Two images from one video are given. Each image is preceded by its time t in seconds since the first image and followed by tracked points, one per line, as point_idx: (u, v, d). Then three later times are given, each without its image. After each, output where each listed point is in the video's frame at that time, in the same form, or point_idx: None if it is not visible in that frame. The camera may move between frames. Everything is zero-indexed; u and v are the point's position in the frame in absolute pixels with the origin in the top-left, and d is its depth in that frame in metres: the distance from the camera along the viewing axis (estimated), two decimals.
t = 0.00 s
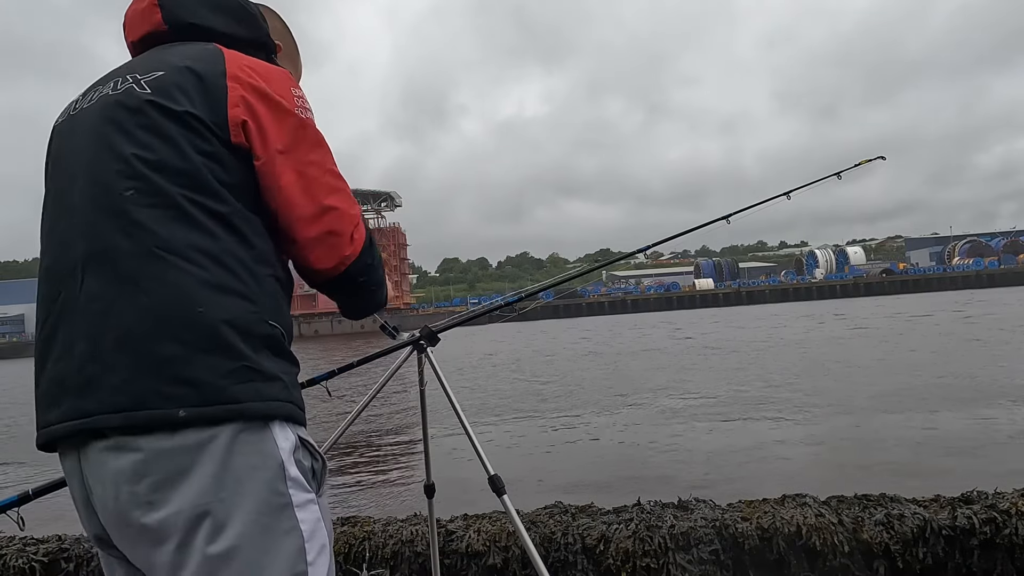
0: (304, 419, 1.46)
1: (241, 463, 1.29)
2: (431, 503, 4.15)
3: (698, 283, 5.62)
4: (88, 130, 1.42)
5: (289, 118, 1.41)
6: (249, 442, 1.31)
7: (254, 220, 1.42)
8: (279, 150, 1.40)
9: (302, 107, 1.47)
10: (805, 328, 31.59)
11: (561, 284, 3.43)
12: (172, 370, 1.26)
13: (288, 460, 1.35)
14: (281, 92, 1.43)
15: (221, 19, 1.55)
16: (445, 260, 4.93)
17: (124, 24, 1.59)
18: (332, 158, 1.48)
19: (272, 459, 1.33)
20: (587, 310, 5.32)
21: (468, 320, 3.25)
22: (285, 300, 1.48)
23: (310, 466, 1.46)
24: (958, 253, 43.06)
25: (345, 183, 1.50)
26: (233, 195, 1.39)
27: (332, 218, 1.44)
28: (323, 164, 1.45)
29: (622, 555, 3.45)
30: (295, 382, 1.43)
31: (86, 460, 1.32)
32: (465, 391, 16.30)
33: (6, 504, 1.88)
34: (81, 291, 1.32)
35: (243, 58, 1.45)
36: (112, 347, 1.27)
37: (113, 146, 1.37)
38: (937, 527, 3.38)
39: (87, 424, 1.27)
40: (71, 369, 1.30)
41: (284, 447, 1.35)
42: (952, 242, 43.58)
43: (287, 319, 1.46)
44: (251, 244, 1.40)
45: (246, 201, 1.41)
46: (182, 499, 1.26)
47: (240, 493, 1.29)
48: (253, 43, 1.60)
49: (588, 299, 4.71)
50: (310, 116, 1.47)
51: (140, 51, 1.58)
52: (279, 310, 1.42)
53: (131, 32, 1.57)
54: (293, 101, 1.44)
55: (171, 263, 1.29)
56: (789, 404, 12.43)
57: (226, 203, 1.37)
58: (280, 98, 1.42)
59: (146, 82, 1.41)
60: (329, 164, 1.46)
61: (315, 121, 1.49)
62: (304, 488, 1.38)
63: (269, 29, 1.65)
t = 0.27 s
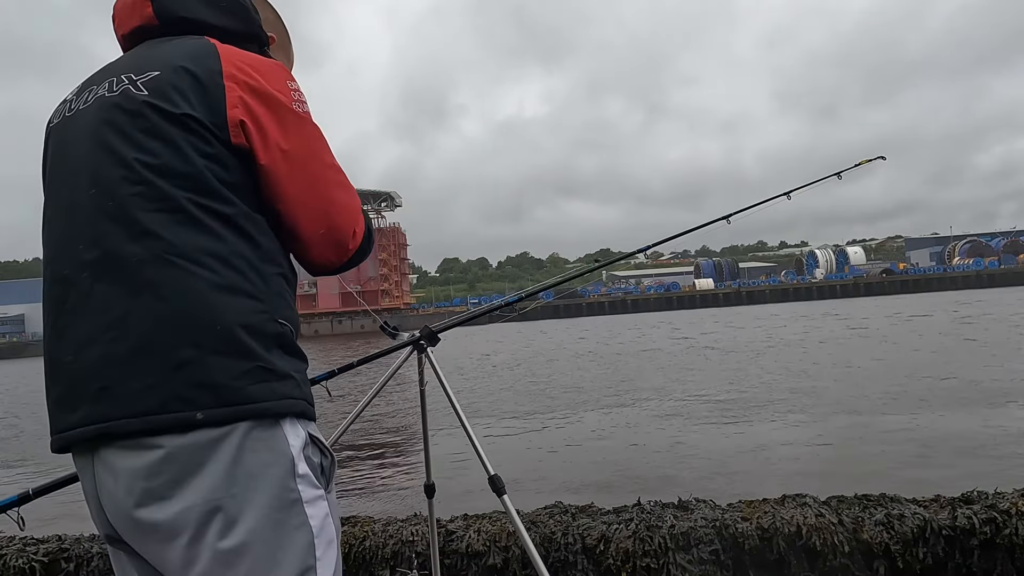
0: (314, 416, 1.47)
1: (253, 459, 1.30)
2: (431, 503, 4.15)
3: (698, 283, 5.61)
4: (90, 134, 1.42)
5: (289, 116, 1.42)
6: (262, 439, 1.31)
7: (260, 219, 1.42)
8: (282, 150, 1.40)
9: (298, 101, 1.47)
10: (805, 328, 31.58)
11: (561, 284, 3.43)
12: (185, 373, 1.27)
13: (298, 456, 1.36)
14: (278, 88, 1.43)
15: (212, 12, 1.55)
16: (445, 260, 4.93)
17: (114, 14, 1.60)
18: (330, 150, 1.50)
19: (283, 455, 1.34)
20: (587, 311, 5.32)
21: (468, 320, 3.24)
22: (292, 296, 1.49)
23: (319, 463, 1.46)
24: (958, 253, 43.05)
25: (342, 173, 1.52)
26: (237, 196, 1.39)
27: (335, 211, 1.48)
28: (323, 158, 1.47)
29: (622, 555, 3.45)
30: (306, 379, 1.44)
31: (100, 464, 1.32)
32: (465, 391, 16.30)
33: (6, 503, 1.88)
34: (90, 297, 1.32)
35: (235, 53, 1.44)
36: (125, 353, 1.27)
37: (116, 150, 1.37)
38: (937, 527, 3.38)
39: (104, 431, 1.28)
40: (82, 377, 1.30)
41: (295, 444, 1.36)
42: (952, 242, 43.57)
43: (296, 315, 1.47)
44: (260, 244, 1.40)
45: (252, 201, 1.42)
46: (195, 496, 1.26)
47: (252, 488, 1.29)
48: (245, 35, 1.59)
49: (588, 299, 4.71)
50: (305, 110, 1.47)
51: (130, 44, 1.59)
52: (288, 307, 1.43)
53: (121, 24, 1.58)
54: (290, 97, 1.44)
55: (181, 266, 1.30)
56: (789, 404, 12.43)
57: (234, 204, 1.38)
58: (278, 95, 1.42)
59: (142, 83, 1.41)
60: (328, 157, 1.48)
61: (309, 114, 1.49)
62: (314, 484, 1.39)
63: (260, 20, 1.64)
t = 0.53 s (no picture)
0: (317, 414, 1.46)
1: (255, 459, 1.30)
2: (431, 503, 4.15)
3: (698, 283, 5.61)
4: (88, 136, 1.42)
5: (284, 110, 1.42)
6: (263, 438, 1.31)
7: (259, 217, 1.42)
8: (277, 146, 1.40)
9: (293, 96, 1.47)
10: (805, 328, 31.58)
11: (561, 284, 3.43)
12: (184, 374, 1.27)
13: (300, 455, 1.36)
14: (272, 83, 1.43)
15: (205, 9, 1.54)
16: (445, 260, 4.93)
17: (109, 14, 1.60)
18: (327, 146, 1.50)
19: (286, 455, 1.33)
20: (587, 311, 5.32)
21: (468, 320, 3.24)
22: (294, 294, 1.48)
23: (322, 462, 1.46)
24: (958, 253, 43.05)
25: (340, 168, 1.52)
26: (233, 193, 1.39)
27: (333, 206, 1.48)
28: (320, 153, 1.46)
29: (622, 555, 3.45)
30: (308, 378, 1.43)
31: (105, 466, 1.33)
32: (466, 391, 16.30)
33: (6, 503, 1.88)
34: (90, 300, 1.32)
35: (229, 49, 1.44)
36: (126, 355, 1.27)
37: (113, 151, 1.37)
38: (937, 527, 3.38)
39: (108, 433, 1.28)
40: (84, 379, 1.31)
41: (297, 444, 1.36)
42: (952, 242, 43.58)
43: (298, 313, 1.46)
44: (259, 242, 1.40)
45: (249, 198, 1.41)
46: (198, 497, 1.26)
47: (254, 487, 1.29)
48: (241, 32, 1.58)
49: (588, 299, 4.71)
50: (301, 106, 1.47)
51: (125, 44, 1.59)
52: (289, 305, 1.43)
53: (116, 24, 1.58)
54: (285, 91, 1.44)
55: (181, 267, 1.29)
56: (789, 404, 12.43)
57: (232, 202, 1.38)
58: (272, 89, 1.42)
59: (136, 83, 1.40)
60: (324, 152, 1.48)
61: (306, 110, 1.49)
62: (316, 483, 1.39)
63: (255, 16, 1.63)
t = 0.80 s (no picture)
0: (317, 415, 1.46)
1: (254, 460, 1.30)
2: (431, 503, 4.15)
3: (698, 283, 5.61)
4: (88, 135, 1.42)
5: (283, 109, 1.42)
6: (263, 438, 1.31)
7: (258, 217, 1.42)
8: (276, 145, 1.40)
9: (294, 95, 1.47)
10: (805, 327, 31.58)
11: (561, 284, 3.43)
12: (183, 374, 1.27)
13: (299, 456, 1.36)
14: (273, 82, 1.43)
15: (209, 10, 1.54)
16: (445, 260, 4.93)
17: (114, 14, 1.60)
18: (327, 147, 1.50)
19: (285, 456, 1.34)
20: (587, 311, 5.33)
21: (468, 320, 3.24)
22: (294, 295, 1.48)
23: (321, 463, 1.46)
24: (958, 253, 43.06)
25: (339, 170, 1.51)
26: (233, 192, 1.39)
27: (331, 207, 1.47)
28: (319, 153, 1.46)
29: (622, 555, 3.46)
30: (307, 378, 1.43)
31: (104, 465, 1.33)
32: (465, 391, 16.31)
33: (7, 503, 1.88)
34: (90, 299, 1.32)
35: (231, 48, 1.44)
36: (125, 354, 1.27)
37: (113, 150, 1.37)
38: (937, 527, 3.38)
39: (106, 432, 1.28)
40: (83, 378, 1.31)
41: (296, 444, 1.36)
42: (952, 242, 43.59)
43: (297, 313, 1.46)
44: (258, 242, 1.40)
45: (249, 198, 1.41)
46: (196, 497, 1.27)
47: (253, 488, 1.29)
48: (245, 32, 1.58)
49: (588, 299, 4.71)
50: (302, 105, 1.48)
51: (131, 44, 1.59)
52: (289, 305, 1.42)
53: (122, 25, 1.58)
54: (285, 91, 1.44)
55: (180, 266, 1.30)
56: (790, 404, 12.43)
57: (231, 202, 1.38)
58: (272, 89, 1.42)
59: (137, 82, 1.41)
60: (324, 153, 1.48)
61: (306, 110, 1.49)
62: (315, 485, 1.39)
63: (260, 16, 1.63)
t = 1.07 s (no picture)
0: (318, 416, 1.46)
1: (256, 460, 1.30)
2: (431, 503, 4.15)
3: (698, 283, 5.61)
4: (91, 134, 1.42)
5: (286, 111, 1.41)
6: (264, 439, 1.31)
7: (260, 217, 1.42)
8: (277, 147, 1.40)
9: (298, 97, 1.47)
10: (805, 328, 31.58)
11: (561, 284, 3.43)
12: (185, 374, 1.27)
13: (301, 457, 1.36)
14: (276, 83, 1.43)
15: (215, 10, 1.54)
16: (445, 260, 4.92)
17: (120, 14, 1.60)
18: (329, 150, 1.50)
19: (286, 457, 1.33)
20: (587, 311, 5.33)
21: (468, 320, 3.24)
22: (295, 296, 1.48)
23: (323, 463, 1.46)
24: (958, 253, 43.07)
25: (340, 175, 1.51)
26: (235, 193, 1.39)
27: (330, 212, 1.47)
28: (321, 157, 1.46)
29: (622, 555, 3.45)
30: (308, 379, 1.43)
31: (104, 465, 1.33)
32: (465, 391, 16.31)
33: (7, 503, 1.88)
34: (90, 299, 1.32)
35: (235, 49, 1.44)
36: (126, 352, 1.27)
37: (115, 149, 1.37)
38: (937, 527, 3.38)
39: (107, 429, 1.28)
40: (83, 376, 1.31)
41: (298, 445, 1.36)
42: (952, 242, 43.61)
43: (299, 315, 1.46)
44: (259, 242, 1.39)
45: (250, 198, 1.41)
46: (197, 497, 1.27)
47: (255, 488, 1.30)
48: (250, 34, 1.58)
49: (588, 299, 4.71)
50: (305, 107, 1.48)
51: (137, 44, 1.59)
52: (290, 306, 1.42)
53: (128, 24, 1.58)
54: (289, 92, 1.44)
55: (181, 266, 1.29)
56: (790, 404, 12.43)
57: (233, 203, 1.37)
58: (276, 89, 1.42)
59: (141, 82, 1.41)
60: (326, 157, 1.48)
61: (310, 111, 1.49)
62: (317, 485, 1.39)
63: (266, 18, 1.63)
